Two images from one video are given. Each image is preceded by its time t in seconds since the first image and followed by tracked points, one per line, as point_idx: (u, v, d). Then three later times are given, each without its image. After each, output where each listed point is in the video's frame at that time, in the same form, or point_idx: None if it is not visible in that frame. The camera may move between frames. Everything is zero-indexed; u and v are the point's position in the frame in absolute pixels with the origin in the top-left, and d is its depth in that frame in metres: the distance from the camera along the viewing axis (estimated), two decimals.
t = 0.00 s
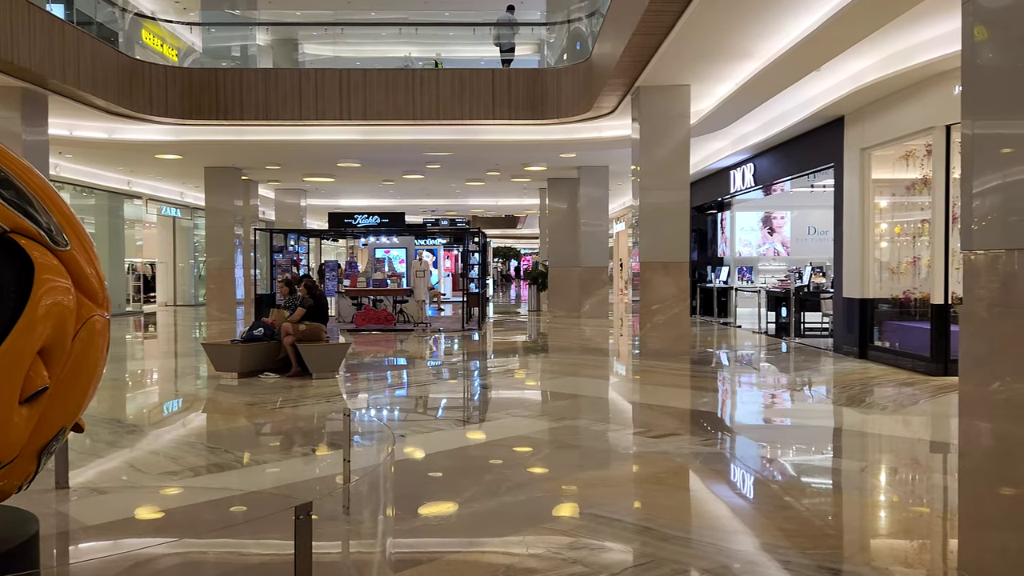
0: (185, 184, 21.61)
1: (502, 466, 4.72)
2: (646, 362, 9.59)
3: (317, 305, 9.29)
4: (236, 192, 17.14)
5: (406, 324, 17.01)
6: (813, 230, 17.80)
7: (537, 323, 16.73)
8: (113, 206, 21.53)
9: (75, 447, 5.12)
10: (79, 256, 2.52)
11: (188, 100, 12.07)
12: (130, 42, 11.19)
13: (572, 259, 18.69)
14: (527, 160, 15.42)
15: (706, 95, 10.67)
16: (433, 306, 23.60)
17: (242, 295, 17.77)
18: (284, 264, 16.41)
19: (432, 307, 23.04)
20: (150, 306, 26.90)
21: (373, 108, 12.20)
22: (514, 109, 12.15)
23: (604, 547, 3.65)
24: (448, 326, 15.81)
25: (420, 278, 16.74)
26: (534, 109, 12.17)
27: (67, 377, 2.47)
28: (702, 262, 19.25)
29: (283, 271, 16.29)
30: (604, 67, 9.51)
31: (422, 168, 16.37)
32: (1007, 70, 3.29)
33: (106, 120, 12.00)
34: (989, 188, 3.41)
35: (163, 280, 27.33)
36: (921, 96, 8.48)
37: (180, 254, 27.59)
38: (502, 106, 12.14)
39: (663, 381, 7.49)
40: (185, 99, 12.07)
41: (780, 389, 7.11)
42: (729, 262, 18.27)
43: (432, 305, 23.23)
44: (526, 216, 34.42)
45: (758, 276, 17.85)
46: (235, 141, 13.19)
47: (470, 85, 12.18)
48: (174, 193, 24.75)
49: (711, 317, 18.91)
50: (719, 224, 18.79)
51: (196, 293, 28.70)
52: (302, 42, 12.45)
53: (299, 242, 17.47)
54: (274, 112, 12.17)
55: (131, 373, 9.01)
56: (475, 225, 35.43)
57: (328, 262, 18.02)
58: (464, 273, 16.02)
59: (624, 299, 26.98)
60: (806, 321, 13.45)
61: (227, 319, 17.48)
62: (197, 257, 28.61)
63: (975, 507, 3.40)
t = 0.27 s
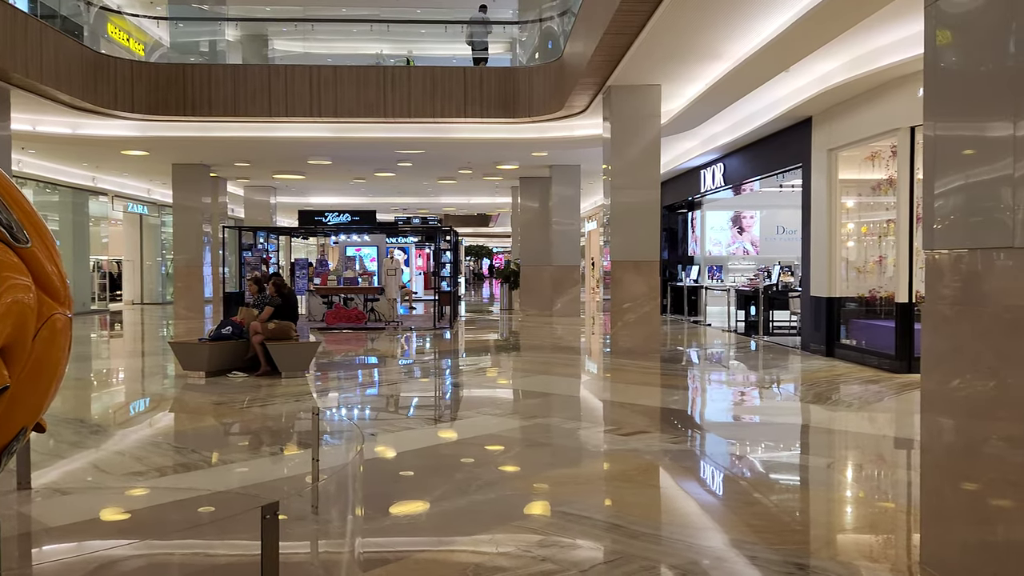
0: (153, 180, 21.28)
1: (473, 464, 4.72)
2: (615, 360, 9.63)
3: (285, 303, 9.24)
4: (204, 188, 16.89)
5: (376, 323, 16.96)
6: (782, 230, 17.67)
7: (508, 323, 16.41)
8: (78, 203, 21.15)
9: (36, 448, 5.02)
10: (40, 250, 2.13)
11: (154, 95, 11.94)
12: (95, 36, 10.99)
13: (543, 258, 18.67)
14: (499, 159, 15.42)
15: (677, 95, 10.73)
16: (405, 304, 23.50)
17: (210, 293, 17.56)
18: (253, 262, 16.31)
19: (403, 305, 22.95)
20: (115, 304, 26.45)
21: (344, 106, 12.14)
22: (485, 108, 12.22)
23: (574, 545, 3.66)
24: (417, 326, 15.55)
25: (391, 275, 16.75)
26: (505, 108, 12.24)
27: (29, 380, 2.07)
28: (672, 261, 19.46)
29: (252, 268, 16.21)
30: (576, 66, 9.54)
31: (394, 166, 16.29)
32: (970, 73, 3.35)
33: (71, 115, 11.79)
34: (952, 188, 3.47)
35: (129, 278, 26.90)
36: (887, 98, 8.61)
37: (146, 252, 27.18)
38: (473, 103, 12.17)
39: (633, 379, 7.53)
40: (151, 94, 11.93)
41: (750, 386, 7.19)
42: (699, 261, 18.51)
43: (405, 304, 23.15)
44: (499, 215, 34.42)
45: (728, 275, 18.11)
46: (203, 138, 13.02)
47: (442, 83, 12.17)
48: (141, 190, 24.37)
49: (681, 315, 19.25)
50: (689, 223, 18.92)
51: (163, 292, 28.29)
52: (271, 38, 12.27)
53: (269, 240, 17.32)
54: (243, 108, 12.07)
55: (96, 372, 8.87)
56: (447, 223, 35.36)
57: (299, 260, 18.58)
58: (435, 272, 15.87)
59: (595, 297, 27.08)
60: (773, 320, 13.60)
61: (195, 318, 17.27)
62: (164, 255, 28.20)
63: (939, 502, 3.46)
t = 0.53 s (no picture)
0: (118, 178, 20.95)
1: (442, 464, 4.71)
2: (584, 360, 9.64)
3: (252, 302, 9.16)
4: (170, 186, 16.62)
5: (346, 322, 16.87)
6: (750, 230, 18.45)
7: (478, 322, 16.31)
8: (39, 200, 20.75)
9: None
10: None
11: (118, 91, 11.74)
12: (57, 30, 10.87)
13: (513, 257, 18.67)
14: (469, 158, 15.42)
15: (646, 96, 10.80)
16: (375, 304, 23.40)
17: (176, 292, 17.34)
18: (220, 261, 16.21)
19: (373, 305, 22.80)
20: (78, 304, 26.00)
21: (312, 103, 12.03)
22: (454, 107, 12.15)
23: (543, 543, 3.67)
24: (387, 326, 15.41)
25: (361, 274, 16.80)
26: (475, 108, 12.17)
27: None
28: (642, 261, 19.25)
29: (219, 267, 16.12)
30: (546, 66, 9.56)
31: (363, 164, 16.20)
32: (931, 76, 3.41)
33: (33, 110, 11.56)
34: (913, 189, 3.52)
35: (92, 277, 26.48)
36: (852, 100, 8.74)
37: (110, 250, 26.78)
38: (443, 102, 12.13)
39: (602, 377, 7.58)
40: (116, 90, 11.73)
41: (718, 385, 7.27)
42: (668, 261, 18.59)
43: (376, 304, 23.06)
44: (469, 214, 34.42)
45: (697, 275, 18.33)
46: (169, 135, 12.85)
47: (412, 81, 12.12)
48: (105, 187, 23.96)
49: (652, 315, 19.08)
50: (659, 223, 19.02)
51: (127, 291, 27.88)
52: (238, 34, 12.13)
53: (237, 238, 17.16)
54: (210, 105, 11.93)
55: (58, 373, 8.71)
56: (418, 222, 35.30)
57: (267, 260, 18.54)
58: (406, 272, 15.76)
59: (566, 296, 27.21)
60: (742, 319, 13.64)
61: (161, 317, 17.04)
62: (128, 253, 27.80)
63: (901, 498, 3.52)
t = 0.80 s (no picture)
0: (81, 176, 20.57)
1: (411, 465, 4.69)
2: (554, 360, 9.64)
3: (219, 302, 9.05)
4: (134, 186, 16.43)
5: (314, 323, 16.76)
6: (718, 231, 17.89)
7: (448, 323, 16.20)
8: None
9: None
10: None
11: (81, 88, 11.54)
12: (19, 26, 10.62)
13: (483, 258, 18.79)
14: (439, 158, 15.40)
15: (615, 97, 10.85)
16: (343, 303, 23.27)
17: (141, 292, 17.08)
18: (186, 261, 15.99)
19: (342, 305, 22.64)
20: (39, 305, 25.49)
21: (280, 101, 11.92)
22: (424, 108, 12.12)
23: (512, 544, 3.67)
24: (357, 326, 15.32)
25: (329, 275, 16.52)
26: (444, 108, 12.16)
27: None
28: (612, 261, 19.90)
29: (185, 267, 15.87)
30: (516, 66, 9.56)
31: (332, 163, 16.10)
32: (892, 80, 3.46)
33: None
34: (876, 191, 3.57)
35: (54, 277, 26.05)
36: (817, 103, 8.84)
37: (72, 250, 26.33)
38: (412, 102, 12.09)
39: (572, 378, 7.60)
40: (78, 87, 11.54)
41: (686, 384, 7.34)
42: (638, 261, 18.62)
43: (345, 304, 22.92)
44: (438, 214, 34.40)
45: (665, 275, 18.20)
46: (133, 133, 12.66)
47: (381, 80, 12.08)
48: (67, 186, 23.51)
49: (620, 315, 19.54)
50: (628, 224, 19.15)
51: (90, 292, 27.42)
52: (205, 32, 12.00)
53: (202, 238, 16.95)
54: (175, 103, 11.77)
55: (18, 375, 8.52)
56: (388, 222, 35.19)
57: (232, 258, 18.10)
58: (376, 273, 15.63)
59: (536, 296, 27.40)
60: (709, 319, 13.96)
61: (125, 318, 16.78)
62: (91, 254, 27.36)
63: (864, 494, 3.57)
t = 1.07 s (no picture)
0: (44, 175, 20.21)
1: (381, 465, 4.67)
2: (524, 360, 9.59)
3: (185, 303, 8.95)
4: (97, 183, 16.19)
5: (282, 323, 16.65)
6: (686, 231, 18.65)
7: (418, 322, 16.11)
8: None
9: None
10: None
11: (42, 86, 11.33)
12: None
13: (453, 258, 18.80)
14: (409, 157, 15.36)
15: (584, 97, 10.91)
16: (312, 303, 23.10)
17: (105, 292, 16.79)
18: (151, 261, 15.69)
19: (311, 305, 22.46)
20: None
21: (247, 99, 11.79)
22: (394, 108, 12.12)
23: (482, 543, 3.67)
24: (325, 326, 15.25)
25: (299, 275, 16.51)
26: (414, 108, 12.16)
27: None
28: (582, 262, 19.62)
29: (151, 267, 15.60)
30: (486, 66, 9.57)
31: (301, 162, 15.98)
32: (855, 83, 3.51)
33: None
34: (840, 191, 3.62)
35: (15, 277, 25.56)
36: (783, 104, 8.98)
37: (34, 249, 25.88)
38: (382, 101, 12.08)
39: (542, 377, 7.62)
40: (39, 84, 11.33)
41: (656, 382, 7.40)
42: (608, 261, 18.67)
43: (314, 304, 22.76)
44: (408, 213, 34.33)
45: (635, 275, 18.38)
46: (96, 131, 12.46)
47: (350, 79, 12.03)
48: (29, 184, 23.07)
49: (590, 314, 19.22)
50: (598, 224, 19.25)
51: (52, 292, 26.94)
52: (170, 28, 11.78)
53: (168, 237, 16.73)
54: (140, 100, 11.59)
55: None
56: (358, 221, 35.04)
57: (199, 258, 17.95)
58: (343, 272, 15.42)
59: (507, 296, 27.43)
60: (678, 318, 14.14)
61: (88, 318, 16.49)
62: (52, 253, 26.91)
63: (829, 490, 3.62)
